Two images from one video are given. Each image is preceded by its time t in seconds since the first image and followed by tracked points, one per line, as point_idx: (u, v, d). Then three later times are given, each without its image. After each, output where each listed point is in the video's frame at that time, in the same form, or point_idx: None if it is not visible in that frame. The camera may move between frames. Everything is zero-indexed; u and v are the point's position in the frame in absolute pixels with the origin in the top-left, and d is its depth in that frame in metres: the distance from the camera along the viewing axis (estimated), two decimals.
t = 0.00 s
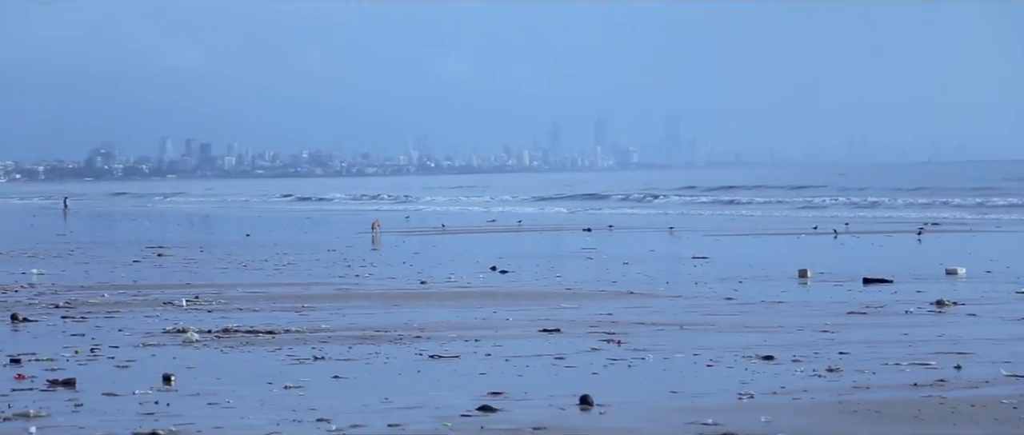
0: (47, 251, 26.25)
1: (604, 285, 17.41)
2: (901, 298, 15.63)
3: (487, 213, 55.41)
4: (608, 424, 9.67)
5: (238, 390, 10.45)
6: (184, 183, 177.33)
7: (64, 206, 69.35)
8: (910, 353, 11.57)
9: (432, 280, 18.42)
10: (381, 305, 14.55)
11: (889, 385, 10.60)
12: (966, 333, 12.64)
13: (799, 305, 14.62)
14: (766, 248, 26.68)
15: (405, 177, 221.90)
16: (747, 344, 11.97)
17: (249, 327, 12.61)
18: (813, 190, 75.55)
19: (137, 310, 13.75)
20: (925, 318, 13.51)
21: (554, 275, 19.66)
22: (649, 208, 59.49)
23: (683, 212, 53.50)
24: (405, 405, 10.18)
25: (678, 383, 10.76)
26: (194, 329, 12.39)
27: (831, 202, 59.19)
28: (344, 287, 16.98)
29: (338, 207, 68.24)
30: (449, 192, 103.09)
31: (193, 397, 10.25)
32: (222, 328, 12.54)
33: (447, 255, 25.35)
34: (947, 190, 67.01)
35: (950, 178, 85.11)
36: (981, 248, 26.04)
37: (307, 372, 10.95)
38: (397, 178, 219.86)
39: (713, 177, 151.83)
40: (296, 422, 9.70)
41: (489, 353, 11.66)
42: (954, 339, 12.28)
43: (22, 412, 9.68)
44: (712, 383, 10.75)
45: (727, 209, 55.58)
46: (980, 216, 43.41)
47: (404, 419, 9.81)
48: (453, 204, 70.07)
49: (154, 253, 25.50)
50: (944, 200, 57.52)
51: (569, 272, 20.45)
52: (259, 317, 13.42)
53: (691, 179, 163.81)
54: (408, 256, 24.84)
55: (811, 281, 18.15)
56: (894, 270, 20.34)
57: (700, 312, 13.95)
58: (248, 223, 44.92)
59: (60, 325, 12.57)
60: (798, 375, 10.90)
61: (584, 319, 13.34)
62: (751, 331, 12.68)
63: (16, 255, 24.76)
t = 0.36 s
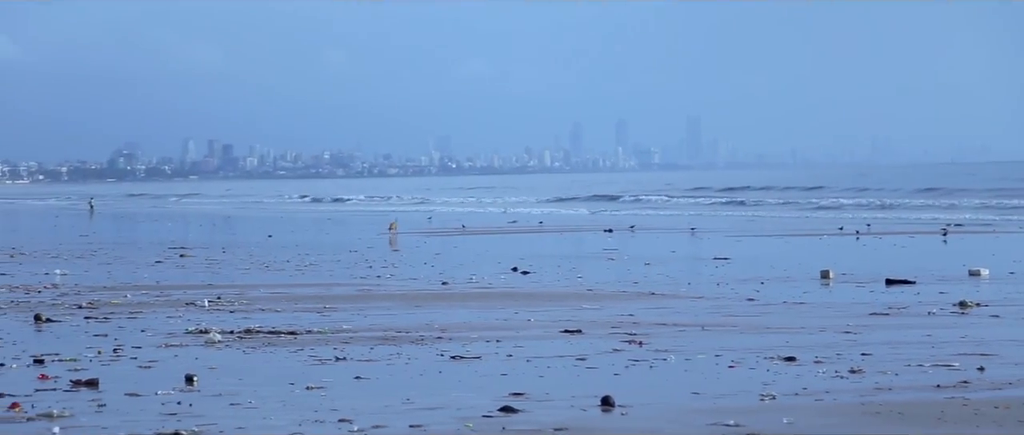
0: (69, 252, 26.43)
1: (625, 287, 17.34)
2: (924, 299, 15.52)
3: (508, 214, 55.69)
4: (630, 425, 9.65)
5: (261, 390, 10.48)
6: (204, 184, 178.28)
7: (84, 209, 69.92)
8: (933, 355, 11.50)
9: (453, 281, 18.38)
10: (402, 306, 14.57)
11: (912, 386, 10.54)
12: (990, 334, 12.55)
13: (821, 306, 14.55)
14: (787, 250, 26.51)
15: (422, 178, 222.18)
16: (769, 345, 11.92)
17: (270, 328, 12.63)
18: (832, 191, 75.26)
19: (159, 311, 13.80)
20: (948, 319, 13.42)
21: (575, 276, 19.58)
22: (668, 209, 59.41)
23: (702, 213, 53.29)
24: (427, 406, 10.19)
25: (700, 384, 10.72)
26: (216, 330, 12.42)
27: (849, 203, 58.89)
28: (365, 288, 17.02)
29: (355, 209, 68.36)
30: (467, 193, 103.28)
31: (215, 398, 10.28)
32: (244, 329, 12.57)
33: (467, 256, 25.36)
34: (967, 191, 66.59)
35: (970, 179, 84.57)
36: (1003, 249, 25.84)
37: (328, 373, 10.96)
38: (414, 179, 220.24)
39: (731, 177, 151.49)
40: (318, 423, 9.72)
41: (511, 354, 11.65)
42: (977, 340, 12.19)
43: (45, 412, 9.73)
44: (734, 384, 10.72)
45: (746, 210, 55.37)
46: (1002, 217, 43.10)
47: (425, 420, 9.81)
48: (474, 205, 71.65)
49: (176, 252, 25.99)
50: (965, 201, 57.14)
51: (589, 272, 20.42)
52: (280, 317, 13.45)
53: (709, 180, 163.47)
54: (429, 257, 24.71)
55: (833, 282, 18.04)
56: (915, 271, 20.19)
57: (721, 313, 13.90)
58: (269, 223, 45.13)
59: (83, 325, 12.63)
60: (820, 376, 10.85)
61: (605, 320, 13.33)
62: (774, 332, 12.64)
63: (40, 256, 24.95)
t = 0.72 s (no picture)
0: (96, 252, 26.65)
1: (651, 287, 17.31)
2: (952, 300, 15.41)
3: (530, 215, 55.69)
4: (656, 426, 9.62)
5: (287, 390, 10.50)
6: (228, 184, 179.18)
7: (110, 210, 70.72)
8: (960, 356, 11.43)
9: (478, 282, 18.39)
10: (428, 307, 14.57)
11: (939, 387, 10.48)
12: (1018, 335, 12.46)
13: (847, 307, 14.48)
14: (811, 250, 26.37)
15: (441, 178, 222.42)
16: (795, 346, 11.87)
17: (296, 328, 12.67)
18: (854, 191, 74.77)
19: (186, 311, 13.86)
20: (976, 321, 13.33)
21: (600, 277, 19.56)
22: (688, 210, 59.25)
23: (723, 213, 53.03)
24: (452, 406, 10.18)
25: (725, 385, 10.68)
26: (242, 330, 12.46)
27: (872, 204, 58.51)
28: (391, 289, 17.02)
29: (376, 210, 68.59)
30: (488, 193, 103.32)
31: (242, 398, 10.30)
32: (269, 329, 12.60)
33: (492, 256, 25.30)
34: (991, 192, 66.14)
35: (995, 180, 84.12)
36: None
37: (354, 373, 10.98)
38: (433, 179, 220.53)
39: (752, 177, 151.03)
40: (344, 423, 9.73)
41: (536, 354, 11.63)
42: (1005, 341, 12.10)
43: (73, 412, 9.77)
44: (761, 385, 10.68)
45: (768, 211, 55.06)
46: None
47: (451, 420, 9.81)
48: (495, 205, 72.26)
49: (202, 252, 26.26)
50: (990, 202, 56.76)
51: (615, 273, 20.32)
52: (306, 318, 13.47)
53: (730, 179, 162.97)
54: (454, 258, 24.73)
55: (860, 283, 17.94)
56: (943, 273, 20.07)
57: (747, 314, 13.86)
58: (293, 224, 45.23)
59: (110, 325, 12.70)
60: (847, 377, 10.79)
61: (631, 320, 13.31)
62: (800, 332, 12.58)
63: (69, 256, 25.17)
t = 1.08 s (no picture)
0: (125, 251, 26.77)
1: (679, 287, 17.30)
2: (982, 300, 15.34)
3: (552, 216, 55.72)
4: (685, 426, 9.60)
5: (314, 390, 10.51)
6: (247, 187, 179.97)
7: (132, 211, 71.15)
8: (990, 357, 11.37)
9: (506, 282, 18.40)
10: (455, 307, 14.59)
11: (969, 388, 10.42)
12: None
13: (876, 308, 14.42)
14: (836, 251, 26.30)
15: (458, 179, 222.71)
16: (824, 346, 11.83)
17: (324, 328, 12.68)
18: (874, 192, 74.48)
19: (214, 311, 13.91)
20: (1005, 321, 13.26)
21: (628, 277, 19.56)
22: (708, 210, 59.16)
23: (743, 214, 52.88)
24: (479, 406, 10.18)
25: (753, 385, 10.65)
26: (269, 330, 12.49)
27: (892, 205, 58.29)
28: (418, 289, 17.05)
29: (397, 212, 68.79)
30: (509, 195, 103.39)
31: (269, 398, 10.32)
32: (297, 329, 12.62)
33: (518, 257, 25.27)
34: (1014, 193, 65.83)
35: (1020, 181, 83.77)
36: None
37: (382, 373, 10.99)
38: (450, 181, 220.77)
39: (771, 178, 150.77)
40: (372, 423, 9.74)
41: (564, 355, 11.63)
42: None
43: (102, 412, 9.80)
44: (789, 385, 10.64)
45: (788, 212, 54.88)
46: None
47: (478, 420, 9.80)
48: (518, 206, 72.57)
49: (230, 252, 26.39)
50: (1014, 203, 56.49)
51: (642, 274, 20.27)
52: (333, 318, 13.49)
53: (748, 181, 162.66)
54: (482, 258, 24.76)
55: (888, 283, 17.88)
56: (973, 273, 20.01)
57: (775, 314, 13.82)
58: (318, 225, 45.31)
59: (139, 325, 12.74)
60: (875, 378, 10.75)
61: (659, 320, 13.30)
62: (828, 333, 12.55)
63: (98, 256, 25.31)
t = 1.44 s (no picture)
0: (153, 251, 26.99)
1: (704, 288, 17.31)
2: (1010, 301, 15.26)
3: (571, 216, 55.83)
4: (711, 427, 9.58)
5: (340, 390, 10.53)
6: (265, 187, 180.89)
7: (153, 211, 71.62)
8: (1018, 358, 11.31)
9: (531, 282, 18.44)
10: (481, 307, 14.61)
11: (996, 389, 10.37)
12: None
13: (903, 309, 14.37)
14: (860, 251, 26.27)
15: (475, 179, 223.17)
16: (850, 347, 11.79)
17: (349, 328, 12.70)
18: (893, 192, 74.31)
19: (240, 311, 13.95)
20: None
21: (653, 277, 19.60)
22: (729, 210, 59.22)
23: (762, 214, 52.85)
24: (505, 407, 10.18)
25: (779, 386, 10.62)
26: (295, 330, 12.51)
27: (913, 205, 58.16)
28: (444, 289, 17.10)
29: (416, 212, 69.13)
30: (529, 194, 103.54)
31: (295, 398, 10.34)
32: (322, 329, 12.64)
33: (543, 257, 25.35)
34: None
35: None
36: None
37: (407, 373, 10.99)
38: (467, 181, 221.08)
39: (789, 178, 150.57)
40: (397, 423, 9.75)
41: (589, 355, 11.62)
42: None
43: (129, 412, 9.83)
44: (815, 386, 10.61)
45: (808, 212, 54.76)
46: None
47: (503, 421, 9.81)
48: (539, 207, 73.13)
49: (255, 252, 26.57)
50: None
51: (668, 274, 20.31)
52: (358, 318, 13.51)
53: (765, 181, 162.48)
54: (507, 258, 24.85)
55: (914, 284, 17.83)
56: (1001, 273, 19.94)
57: (802, 315, 13.79)
58: (342, 225, 45.51)
59: (165, 325, 12.78)
60: (901, 379, 10.71)
61: (685, 321, 13.29)
62: (854, 334, 12.51)
63: (126, 256, 25.49)
